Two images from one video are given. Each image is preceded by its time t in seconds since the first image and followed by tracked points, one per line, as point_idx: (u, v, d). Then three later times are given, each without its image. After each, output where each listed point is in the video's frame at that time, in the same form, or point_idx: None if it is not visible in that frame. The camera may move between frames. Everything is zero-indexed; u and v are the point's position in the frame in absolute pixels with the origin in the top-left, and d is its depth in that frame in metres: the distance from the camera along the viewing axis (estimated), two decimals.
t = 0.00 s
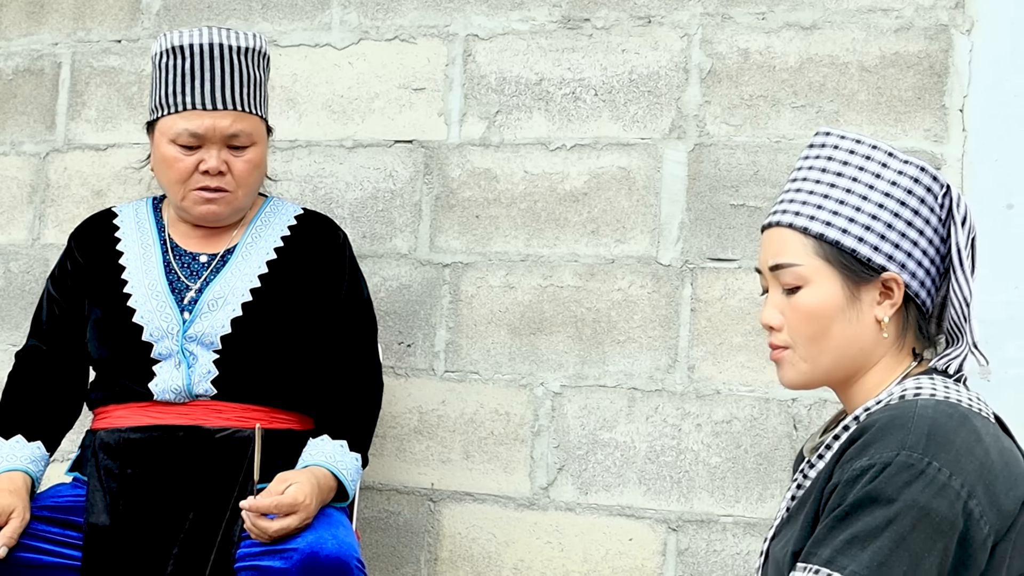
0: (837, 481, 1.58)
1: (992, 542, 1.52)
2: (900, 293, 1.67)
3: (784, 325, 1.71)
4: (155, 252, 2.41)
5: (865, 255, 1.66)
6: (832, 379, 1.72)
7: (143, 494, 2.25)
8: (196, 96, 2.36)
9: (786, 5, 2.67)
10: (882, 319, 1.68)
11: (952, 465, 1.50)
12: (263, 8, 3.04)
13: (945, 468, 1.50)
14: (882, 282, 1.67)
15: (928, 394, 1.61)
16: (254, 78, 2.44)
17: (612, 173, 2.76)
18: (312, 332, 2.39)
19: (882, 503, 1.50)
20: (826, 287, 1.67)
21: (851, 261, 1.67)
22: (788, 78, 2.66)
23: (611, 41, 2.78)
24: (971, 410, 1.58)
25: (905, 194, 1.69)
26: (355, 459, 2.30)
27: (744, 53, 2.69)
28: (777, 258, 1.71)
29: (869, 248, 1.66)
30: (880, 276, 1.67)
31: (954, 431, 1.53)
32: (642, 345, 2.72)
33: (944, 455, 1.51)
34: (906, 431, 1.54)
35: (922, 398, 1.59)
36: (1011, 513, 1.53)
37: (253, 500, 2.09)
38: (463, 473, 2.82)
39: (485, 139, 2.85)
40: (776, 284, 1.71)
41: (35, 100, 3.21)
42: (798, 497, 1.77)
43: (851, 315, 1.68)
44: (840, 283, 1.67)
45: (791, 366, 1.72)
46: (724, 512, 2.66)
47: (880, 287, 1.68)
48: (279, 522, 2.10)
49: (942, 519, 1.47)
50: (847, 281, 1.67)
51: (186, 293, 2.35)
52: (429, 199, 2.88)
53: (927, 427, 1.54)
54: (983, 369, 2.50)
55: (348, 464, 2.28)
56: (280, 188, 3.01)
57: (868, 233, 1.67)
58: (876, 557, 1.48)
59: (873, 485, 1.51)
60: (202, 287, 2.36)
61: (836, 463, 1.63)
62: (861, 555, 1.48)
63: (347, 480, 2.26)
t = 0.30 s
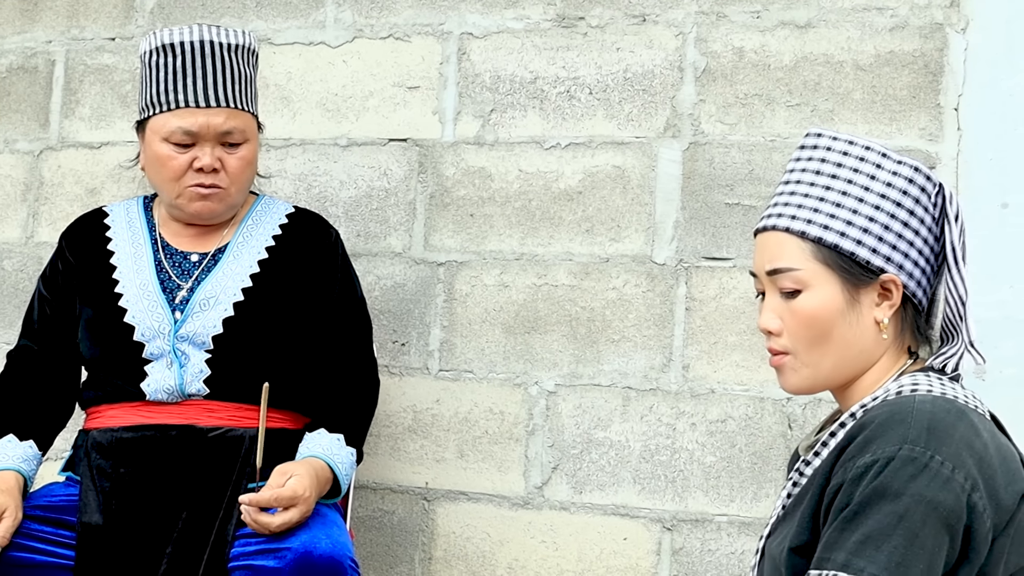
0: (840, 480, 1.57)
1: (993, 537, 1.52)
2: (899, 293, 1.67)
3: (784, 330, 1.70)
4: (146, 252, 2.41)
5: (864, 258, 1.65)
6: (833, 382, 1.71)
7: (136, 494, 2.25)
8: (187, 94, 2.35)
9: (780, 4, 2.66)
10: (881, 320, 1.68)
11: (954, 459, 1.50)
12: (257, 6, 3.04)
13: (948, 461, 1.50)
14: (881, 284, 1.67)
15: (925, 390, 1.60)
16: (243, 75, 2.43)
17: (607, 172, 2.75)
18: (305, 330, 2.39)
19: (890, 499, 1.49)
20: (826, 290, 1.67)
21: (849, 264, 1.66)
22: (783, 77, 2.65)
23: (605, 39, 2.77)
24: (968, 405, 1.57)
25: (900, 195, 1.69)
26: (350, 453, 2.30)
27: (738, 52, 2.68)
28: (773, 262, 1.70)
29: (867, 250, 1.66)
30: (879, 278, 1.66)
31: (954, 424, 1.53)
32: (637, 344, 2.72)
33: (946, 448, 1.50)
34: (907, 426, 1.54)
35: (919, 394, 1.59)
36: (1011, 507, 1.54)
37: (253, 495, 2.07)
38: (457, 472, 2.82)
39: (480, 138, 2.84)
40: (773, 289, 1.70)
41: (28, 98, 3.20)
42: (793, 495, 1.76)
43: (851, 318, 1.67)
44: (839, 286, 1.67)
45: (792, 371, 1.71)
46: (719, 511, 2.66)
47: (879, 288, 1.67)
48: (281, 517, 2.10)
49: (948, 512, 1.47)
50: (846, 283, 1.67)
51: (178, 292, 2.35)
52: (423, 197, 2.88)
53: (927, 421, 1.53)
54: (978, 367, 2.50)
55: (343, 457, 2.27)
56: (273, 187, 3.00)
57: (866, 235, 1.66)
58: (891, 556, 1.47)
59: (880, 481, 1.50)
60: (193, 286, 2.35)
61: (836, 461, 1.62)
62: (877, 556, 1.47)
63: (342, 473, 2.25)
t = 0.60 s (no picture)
0: (843, 486, 1.57)
1: (997, 540, 1.52)
2: (897, 294, 1.67)
3: (783, 332, 1.69)
4: (147, 251, 2.40)
5: (861, 259, 1.65)
6: (833, 384, 1.71)
7: (137, 494, 2.24)
8: (190, 88, 2.35)
9: (782, 2, 2.66)
10: (880, 321, 1.67)
11: (958, 463, 1.49)
12: (258, 4, 3.03)
13: (951, 465, 1.49)
14: (879, 285, 1.66)
15: (928, 392, 1.60)
16: (244, 72, 2.43)
17: (608, 170, 2.75)
18: (306, 330, 2.39)
19: (892, 505, 1.49)
20: (824, 293, 1.66)
21: (847, 265, 1.66)
22: (785, 76, 2.65)
23: (607, 38, 2.77)
24: (971, 407, 1.57)
25: (897, 194, 1.68)
26: (358, 443, 2.31)
27: (740, 51, 2.68)
28: (771, 265, 1.70)
29: (865, 251, 1.65)
30: (877, 279, 1.66)
31: (957, 428, 1.52)
32: (638, 343, 2.71)
33: (949, 453, 1.50)
34: (909, 430, 1.53)
35: (922, 396, 1.58)
36: (1015, 510, 1.53)
37: (270, 463, 2.07)
38: (458, 471, 2.82)
39: (481, 137, 2.84)
40: (771, 291, 1.70)
41: (29, 97, 3.20)
42: (795, 497, 1.76)
43: (850, 319, 1.67)
44: (837, 288, 1.67)
45: (792, 373, 1.70)
46: (720, 511, 2.65)
47: (877, 289, 1.67)
48: (290, 491, 2.11)
49: (952, 517, 1.47)
50: (843, 285, 1.66)
51: (179, 292, 2.34)
52: (425, 197, 2.87)
53: (929, 425, 1.53)
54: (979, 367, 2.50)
55: (352, 447, 2.29)
56: (274, 186, 3.00)
57: (863, 236, 1.66)
58: (896, 563, 1.47)
59: (883, 487, 1.50)
60: (194, 286, 2.35)
61: (837, 464, 1.62)
62: (881, 563, 1.48)
63: (351, 462, 2.27)
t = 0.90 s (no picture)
0: (843, 495, 1.57)
1: (1000, 547, 1.52)
2: (891, 299, 1.67)
3: (774, 333, 1.71)
4: (153, 252, 2.40)
5: (852, 264, 1.65)
6: (824, 386, 1.72)
7: (141, 494, 2.24)
8: (198, 83, 2.35)
9: (786, 2, 2.66)
10: (872, 325, 1.68)
11: (958, 471, 1.49)
12: (261, 4, 3.03)
13: (952, 473, 1.49)
14: (871, 289, 1.67)
15: (928, 399, 1.60)
16: (250, 70, 2.43)
17: (612, 170, 2.75)
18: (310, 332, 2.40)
19: (893, 515, 1.49)
20: (815, 295, 1.67)
21: (839, 269, 1.67)
22: (789, 75, 2.65)
23: (610, 37, 2.76)
24: (972, 413, 1.57)
25: (893, 197, 1.68)
26: (383, 433, 2.32)
27: (744, 51, 2.68)
28: (764, 267, 1.72)
29: (856, 256, 1.66)
30: (869, 283, 1.66)
31: (957, 435, 1.52)
32: (641, 343, 2.71)
33: (950, 460, 1.50)
34: (909, 439, 1.53)
35: (922, 403, 1.59)
36: (1017, 516, 1.53)
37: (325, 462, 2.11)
38: (462, 471, 2.82)
39: (485, 137, 2.84)
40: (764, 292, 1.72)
41: (32, 96, 3.20)
42: (798, 501, 1.76)
43: (841, 323, 1.68)
44: (829, 291, 1.67)
45: (783, 373, 1.72)
46: (724, 511, 2.65)
47: (870, 294, 1.67)
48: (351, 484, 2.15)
49: (953, 526, 1.47)
50: (835, 290, 1.67)
51: (184, 293, 2.34)
52: (428, 196, 2.87)
53: (930, 433, 1.53)
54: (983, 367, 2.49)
55: (378, 434, 2.30)
56: (278, 186, 3.00)
57: (855, 241, 1.66)
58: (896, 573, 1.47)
59: (883, 497, 1.50)
60: (200, 286, 2.35)
61: (838, 472, 1.61)
62: (881, 573, 1.48)
63: (378, 449, 2.28)
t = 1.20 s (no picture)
0: (841, 503, 1.57)
1: (999, 553, 1.52)
2: (877, 304, 1.67)
3: (762, 331, 1.75)
4: (157, 253, 2.40)
5: (836, 267, 1.66)
6: (811, 386, 1.74)
7: (143, 496, 2.24)
8: (211, 83, 2.35)
9: (787, 2, 2.66)
10: (857, 330, 1.68)
11: (957, 478, 1.49)
12: (261, 4, 3.03)
13: (950, 481, 1.49)
14: (857, 293, 1.67)
15: (925, 404, 1.59)
16: (260, 71, 2.43)
17: (613, 171, 2.75)
18: (312, 334, 2.40)
19: (892, 524, 1.49)
20: (799, 297, 1.70)
21: (824, 273, 1.68)
22: (790, 76, 2.65)
23: (611, 37, 2.76)
24: (969, 417, 1.57)
25: (884, 201, 1.67)
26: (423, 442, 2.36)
27: (745, 51, 2.67)
28: (755, 266, 1.75)
29: (841, 260, 1.66)
30: (854, 288, 1.67)
31: (955, 442, 1.52)
32: (642, 344, 2.71)
33: (948, 468, 1.50)
34: (907, 447, 1.53)
35: (920, 408, 1.59)
36: (1016, 521, 1.53)
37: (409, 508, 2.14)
38: (463, 472, 2.82)
39: (485, 137, 2.84)
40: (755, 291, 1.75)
41: (32, 96, 3.19)
42: (795, 507, 1.77)
43: (825, 325, 1.69)
44: (814, 293, 1.69)
45: (770, 371, 1.76)
46: (725, 511, 2.66)
47: (856, 298, 1.68)
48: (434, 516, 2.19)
49: (952, 535, 1.47)
50: (820, 293, 1.69)
51: (189, 294, 2.34)
52: (429, 197, 2.87)
53: (928, 441, 1.52)
54: (983, 368, 2.50)
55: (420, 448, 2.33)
56: (278, 185, 3.00)
57: (841, 244, 1.67)
58: None
59: (882, 506, 1.50)
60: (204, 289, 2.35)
61: (835, 480, 1.62)
62: None
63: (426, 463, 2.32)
